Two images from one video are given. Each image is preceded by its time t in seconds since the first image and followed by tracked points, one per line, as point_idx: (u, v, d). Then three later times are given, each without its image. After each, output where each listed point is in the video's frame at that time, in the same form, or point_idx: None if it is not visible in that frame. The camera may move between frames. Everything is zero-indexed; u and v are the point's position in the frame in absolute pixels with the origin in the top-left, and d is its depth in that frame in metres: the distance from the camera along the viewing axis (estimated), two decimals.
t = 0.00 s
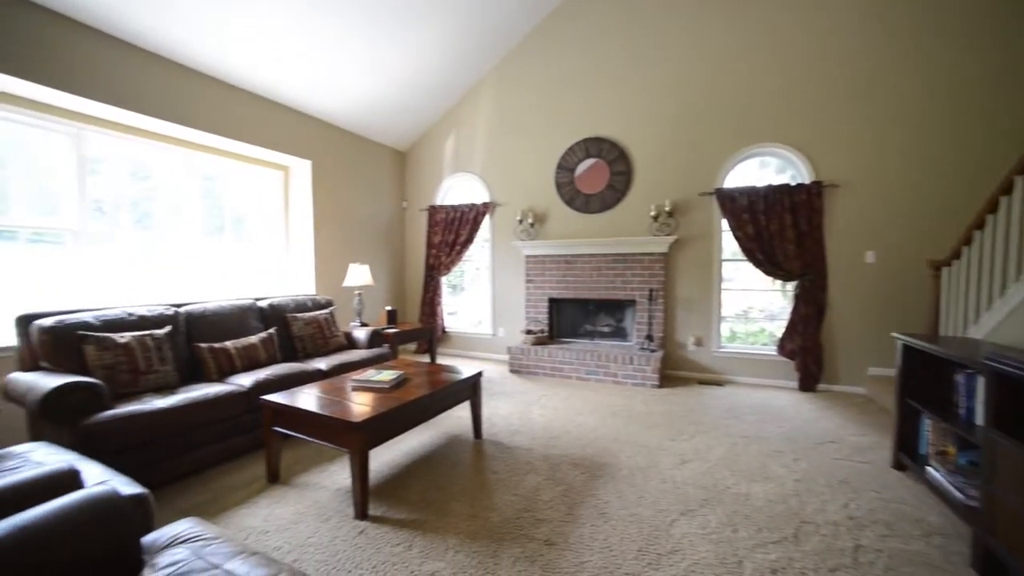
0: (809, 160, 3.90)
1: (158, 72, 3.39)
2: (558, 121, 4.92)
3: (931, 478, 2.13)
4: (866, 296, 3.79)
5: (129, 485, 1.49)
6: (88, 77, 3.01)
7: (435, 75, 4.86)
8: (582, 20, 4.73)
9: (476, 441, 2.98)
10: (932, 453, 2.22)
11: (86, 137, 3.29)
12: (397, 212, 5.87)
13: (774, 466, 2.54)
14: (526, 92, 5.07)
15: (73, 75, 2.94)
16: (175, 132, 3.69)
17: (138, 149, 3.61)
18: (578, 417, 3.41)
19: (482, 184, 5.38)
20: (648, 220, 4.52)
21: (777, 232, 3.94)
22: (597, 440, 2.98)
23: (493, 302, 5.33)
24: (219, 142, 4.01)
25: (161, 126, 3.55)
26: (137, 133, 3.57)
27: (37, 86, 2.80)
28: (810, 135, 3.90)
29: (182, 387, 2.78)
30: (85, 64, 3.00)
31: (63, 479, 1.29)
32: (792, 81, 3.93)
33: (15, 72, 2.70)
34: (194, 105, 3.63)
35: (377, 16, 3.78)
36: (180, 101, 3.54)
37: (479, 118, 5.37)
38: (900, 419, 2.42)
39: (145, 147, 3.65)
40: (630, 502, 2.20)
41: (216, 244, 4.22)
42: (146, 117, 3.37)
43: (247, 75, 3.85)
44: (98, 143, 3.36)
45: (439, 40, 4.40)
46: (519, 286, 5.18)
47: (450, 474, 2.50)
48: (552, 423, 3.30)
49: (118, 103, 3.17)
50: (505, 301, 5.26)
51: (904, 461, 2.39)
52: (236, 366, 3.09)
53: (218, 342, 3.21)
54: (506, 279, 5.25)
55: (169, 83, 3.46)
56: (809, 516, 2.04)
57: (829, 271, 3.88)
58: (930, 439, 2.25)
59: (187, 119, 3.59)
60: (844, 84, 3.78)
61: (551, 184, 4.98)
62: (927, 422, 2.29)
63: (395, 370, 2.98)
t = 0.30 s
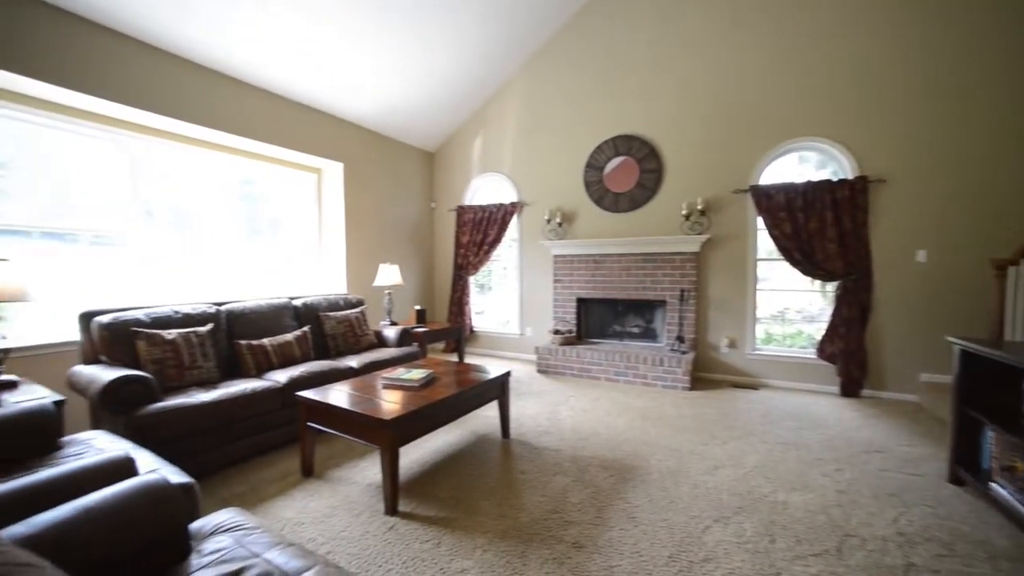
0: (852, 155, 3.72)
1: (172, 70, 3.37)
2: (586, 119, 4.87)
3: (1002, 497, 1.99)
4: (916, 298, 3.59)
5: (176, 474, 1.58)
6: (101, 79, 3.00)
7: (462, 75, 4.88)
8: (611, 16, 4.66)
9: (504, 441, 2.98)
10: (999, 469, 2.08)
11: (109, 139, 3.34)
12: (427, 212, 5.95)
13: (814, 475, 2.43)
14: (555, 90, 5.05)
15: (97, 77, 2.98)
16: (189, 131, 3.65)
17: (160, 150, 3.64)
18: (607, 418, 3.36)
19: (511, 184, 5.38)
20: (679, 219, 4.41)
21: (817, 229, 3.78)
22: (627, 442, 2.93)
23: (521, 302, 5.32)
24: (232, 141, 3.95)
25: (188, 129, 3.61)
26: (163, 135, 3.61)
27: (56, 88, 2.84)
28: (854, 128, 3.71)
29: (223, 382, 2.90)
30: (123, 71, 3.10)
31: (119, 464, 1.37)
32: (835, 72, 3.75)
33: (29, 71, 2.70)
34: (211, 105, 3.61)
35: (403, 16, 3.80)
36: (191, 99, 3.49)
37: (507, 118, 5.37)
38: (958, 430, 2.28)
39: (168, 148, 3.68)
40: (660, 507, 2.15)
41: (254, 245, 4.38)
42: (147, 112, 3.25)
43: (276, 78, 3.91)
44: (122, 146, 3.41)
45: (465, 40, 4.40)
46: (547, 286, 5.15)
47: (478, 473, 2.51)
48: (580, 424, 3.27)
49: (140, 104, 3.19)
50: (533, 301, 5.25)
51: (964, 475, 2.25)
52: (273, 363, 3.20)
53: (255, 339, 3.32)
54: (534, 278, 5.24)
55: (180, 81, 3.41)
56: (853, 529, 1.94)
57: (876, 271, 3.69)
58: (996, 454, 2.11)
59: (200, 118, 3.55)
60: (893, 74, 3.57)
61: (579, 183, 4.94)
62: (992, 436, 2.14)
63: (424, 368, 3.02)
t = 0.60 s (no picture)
0: (897, 149, 3.54)
1: (189, 70, 3.41)
2: (613, 117, 4.81)
3: None
4: (969, 299, 3.38)
5: (217, 464, 1.65)
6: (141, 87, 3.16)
7: (488, 75, 4.89)
8: (639, 11, 4.58)
9: (530, 441, 2.97)
10: None
11: (148, 144, 3.47)
12: (453, 212, 6.01)
13: (855, 485, 2.32)
14: (581, 89, 5.00)
15: (138, 86, 3.14)
16: (224, 135, 3.81)
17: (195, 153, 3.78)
18: (635, 420, 3.31)
19: (537, 184, 5.37)
20: (710, 217, 4.30)
21: (859, 227, 3.61)
22: (656, 445, 2.88)
23: (547, 302, 5.30)
24: (261, 144, 4.07)
25: (222, 133, 3.76)
26: (200, 140, 3.78)
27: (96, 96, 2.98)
28: (901, 119, 3.52)
29: (259, 378, 3.01)
30: (163, 80, 3.28)
31: (165, 454, 1.44)
32: (881, 60, 3.56)
33: (73, 81, 2.86)
34: (226, 105, 3.64)
35: (427, 18, 3.83)
36: (219, 102, 3.60)
37: (533, 118, 5.37)
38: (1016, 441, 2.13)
39: (204, 152, 3.83)
40: (689, 511, 2.10)
41: (287, 245, 4.53)
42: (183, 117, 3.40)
43: (293, 78, 3.93)
44: (161, 150, 3.56)
45: (489, 41, 4.42)
46: (574, 286, 5.12)
47: (504, 473, 2.51)
48: (607, 425, 3.23)
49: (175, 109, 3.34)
50: (559, 301, 5.23)
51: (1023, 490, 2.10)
52: (305, 361, 3.30)
53: (289, 337, 3.43)
54: (560, 278, 5.21)
55: (206, 84, 3.51)
56: (897, 543, 1.85)
57: (923, 270, 3.50)
58: None
59: (223, 120, 3.63)
60: (947, 60, 3.36)
61: (606, 181, 4.88)
62: None
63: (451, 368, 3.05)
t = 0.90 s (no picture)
0: (942, 142, 3.36)
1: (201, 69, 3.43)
2: (638, 115, 4.75)
3: None
4: None
5: (249, 457, 1.71)
6: (162, 89, 3.23)
7: (510, 75, 4.89)
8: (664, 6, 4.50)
9: (553, 441, 2.96)
10: None
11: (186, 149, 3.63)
12: (477, 212, 6.05)
13: (894, 495, 2.22)
14: (605, 87, 4.95)
15: (149, 86, 3.16)
16: (256, 139, 3.94)
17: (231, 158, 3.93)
18: (660, 422, 3.26)
19: (560, 183, 5.35)
20: (739, 216, 4.19)
21: (900, 225, 3.44)
22: (681, 448, 2.82)
23: (570, 302, 5.28)
24: (291, 147, 4.18)
25: (254, 138, 3.89)
26: (234, 144, 3.93)
27: (142, 105, 3.16)
28: (946, 111, 3.34)
29: (288, 374, 3.09)
30: (171, 80, 3.28)
31: (203, 445, 1.51)
32: (926, 49, 3.38)
33: (121, 92, 3.04)
34: (234, 104, 3.63)
35: (450, 19, 3.86)
36: (229, 102, 3.60)
37: (556, 117, 5.35)
38: None
39: (237, 155, 3.97)
40: (716, 517, 2.05)
41: (316, 245, 4.65)
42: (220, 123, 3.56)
43: (308, 78, 3.95)
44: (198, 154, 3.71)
45: (513, 41, 4.42)
46: (597, 286, 5.08)
47: (527, 472, 2.51)
48: (631, 427, 3.19)
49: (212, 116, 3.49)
50: (583, 301, 5.19)
51: None
52: (332, 358, 3.38)
53: (317, 335, 3.52)
54: (584, 278, 5.18)
55: (218, 83, 3.53)
56: (940, 558, 1.75)
57: (972, 270, 3.31)
58: None
59: (231, 119, 3.62)
60: (999, 45, 3.16)
61: (631, 180, 4.82)
62: None
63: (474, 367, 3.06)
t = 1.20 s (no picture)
0: (989, 135, 3.19)
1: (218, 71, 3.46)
2: (660, 112, 4.67)
3: None
4: None
5: (277, 451, 1.75)
6: (175, 90, 3.24)
7: (530, 74, 4.88)
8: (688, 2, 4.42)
9: (574, 442, 2.95)
10: None
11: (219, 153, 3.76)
12: (498, 212, 6.07)
13: (932, 505, 2.13)
14: (626, 84, 4.90)
15: (162, 86, 3.17)
16: (286, 143, 4.06)
17: (262, 162, 4.06)
18: (683, 424, 3.20)
19: (581, 183, 5.31)
20: (766, 214, 4.09)
21: (942, 222, 3.28)
22: (706, 451, 2.77)
23: (591, 302, 5.24)
24: (316, 149, 4.28)
25: (282, 141, 3.99)
26: (264, 148, 4.04)
27: (174, 110, 3.26)
28: (991, 102, 3.19)
29: (314, 371, 3.16)
30: (183, 80, 3.28)
31: (234, 439, 1.56)
32: (967, 38, 3.24)
33: (135, 92, 3.06)
34: (247, 105, 3.63)
35: (470, 19, 3.87)
36: (242, 102, 3.60)
37: (577, 116, 5.32)
38: None
39: (266, 158, 4.08)
40: (742, 522, 2.00)
41: (341, 246, 4.75)
42: (248, 128, 3.67)
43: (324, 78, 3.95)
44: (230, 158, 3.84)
45: (533, 40, 4.41)
46: (619, 286, 5.02)
47: (548, 472, 2.50)
48: (654, 429, 3.14)
49: (241, 120, 3.59)
50: (604, 301, 5.14)
51: None
52: (356, 356, 3.44)
53: (341, 333, 3.59)
54: (605, 278, 5.13)
55: (232, 83, 3.54)
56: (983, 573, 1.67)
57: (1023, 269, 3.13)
58: None
59: (245, 119, 3.62)
60: None
61: (653, 178, 4.75)
62: None
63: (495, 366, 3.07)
